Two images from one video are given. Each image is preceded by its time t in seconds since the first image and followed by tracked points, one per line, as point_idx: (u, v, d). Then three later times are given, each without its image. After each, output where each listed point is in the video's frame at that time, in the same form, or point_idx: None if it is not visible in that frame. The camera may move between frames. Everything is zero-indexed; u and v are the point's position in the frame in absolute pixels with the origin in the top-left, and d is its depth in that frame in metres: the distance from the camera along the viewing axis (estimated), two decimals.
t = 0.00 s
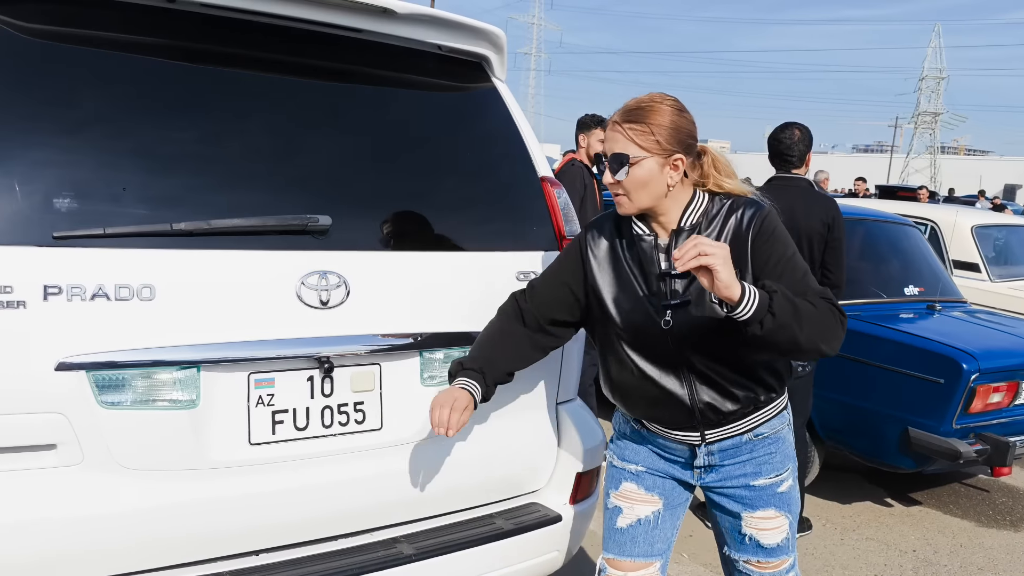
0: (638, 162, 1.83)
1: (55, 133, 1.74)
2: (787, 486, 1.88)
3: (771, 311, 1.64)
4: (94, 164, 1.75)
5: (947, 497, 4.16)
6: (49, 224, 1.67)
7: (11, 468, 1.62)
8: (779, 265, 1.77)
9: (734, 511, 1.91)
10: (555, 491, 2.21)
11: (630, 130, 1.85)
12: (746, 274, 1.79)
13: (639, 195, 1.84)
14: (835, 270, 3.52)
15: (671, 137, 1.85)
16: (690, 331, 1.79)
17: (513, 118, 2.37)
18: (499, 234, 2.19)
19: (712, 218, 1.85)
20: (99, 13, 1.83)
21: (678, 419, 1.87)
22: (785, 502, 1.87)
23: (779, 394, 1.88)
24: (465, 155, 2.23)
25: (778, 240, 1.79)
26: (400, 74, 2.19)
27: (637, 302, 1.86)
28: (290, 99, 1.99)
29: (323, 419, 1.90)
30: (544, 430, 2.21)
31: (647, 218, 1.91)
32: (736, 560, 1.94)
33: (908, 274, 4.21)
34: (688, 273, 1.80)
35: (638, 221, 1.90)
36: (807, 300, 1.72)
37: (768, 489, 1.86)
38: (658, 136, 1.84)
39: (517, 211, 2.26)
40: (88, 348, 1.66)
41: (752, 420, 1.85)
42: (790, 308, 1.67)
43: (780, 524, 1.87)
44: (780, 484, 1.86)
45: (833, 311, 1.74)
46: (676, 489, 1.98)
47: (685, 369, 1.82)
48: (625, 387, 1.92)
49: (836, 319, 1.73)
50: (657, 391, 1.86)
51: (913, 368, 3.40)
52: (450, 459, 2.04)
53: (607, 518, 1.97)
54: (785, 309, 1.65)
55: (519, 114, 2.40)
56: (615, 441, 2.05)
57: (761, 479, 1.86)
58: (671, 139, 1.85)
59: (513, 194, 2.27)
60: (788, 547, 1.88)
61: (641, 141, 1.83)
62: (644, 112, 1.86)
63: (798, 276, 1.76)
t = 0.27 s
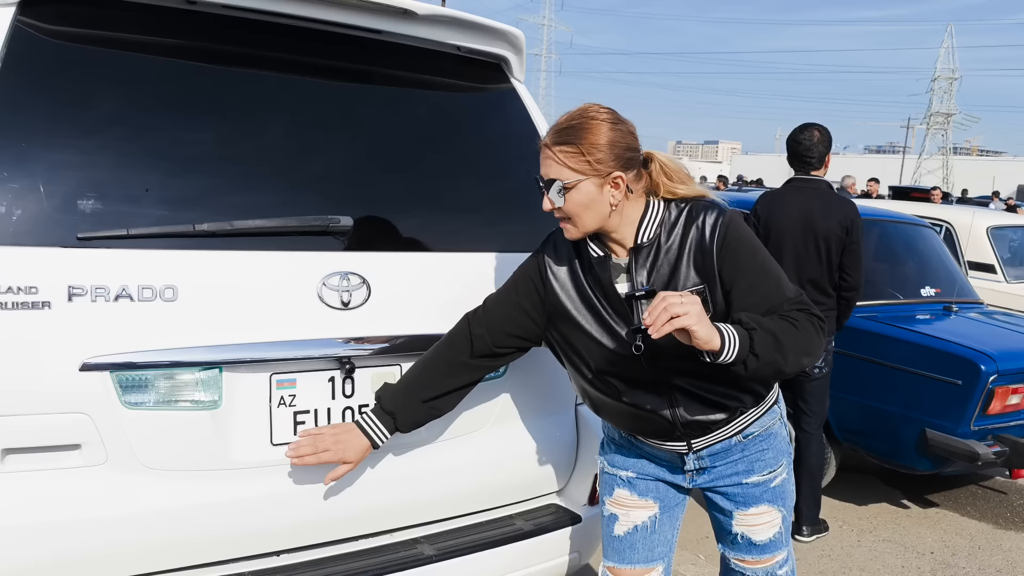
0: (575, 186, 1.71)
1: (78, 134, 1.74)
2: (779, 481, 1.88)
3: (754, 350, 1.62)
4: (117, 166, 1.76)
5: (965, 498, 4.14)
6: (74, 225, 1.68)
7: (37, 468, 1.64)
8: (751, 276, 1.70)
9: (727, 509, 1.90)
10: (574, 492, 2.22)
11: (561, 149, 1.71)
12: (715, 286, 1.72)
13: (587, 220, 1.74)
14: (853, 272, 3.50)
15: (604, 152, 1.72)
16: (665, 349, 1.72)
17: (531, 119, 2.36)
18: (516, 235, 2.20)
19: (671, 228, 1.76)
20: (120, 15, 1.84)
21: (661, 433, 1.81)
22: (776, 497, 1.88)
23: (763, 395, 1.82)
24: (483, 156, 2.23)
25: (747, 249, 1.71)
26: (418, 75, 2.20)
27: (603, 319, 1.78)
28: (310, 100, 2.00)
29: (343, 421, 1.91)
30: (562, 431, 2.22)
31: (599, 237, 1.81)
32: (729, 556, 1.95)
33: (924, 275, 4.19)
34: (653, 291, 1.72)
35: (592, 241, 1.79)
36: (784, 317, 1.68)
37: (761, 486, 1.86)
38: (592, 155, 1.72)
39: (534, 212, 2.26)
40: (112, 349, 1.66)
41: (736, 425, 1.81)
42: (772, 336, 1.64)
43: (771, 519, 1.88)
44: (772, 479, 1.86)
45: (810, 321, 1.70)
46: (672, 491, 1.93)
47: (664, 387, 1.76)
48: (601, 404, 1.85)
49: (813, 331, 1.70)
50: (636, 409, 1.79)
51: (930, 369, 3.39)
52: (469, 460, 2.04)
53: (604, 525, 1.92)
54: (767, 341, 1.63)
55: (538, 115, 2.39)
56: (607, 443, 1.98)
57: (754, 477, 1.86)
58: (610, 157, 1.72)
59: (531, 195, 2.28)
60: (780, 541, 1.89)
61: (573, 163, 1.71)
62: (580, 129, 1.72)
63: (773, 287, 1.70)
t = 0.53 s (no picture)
0: (581, 177, 1.66)
1: (100, 137, 1.75)
2: (783, 489, 1.79)
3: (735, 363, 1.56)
4: (139, 168, 1.77)
5: (981, 502, 4.12)
6: (97, 227, 1.69)
7: (60, 469, 1.64)
8: (744, 282, 1.61)
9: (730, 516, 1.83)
10: (592, 493, 2.22)
11: (569, 136, 1.66)
12: (709, 289, 1.64)
13: (589, 211, 1.68)
14: (867, 274, 3.48)
15: (611, 138, 1.67)
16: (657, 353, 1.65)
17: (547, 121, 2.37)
18: (533, 237, 2.20)
19: (670, 224, 1.69)
20: (142, 18, 1.85)
21: (656, 436, 1.75)
22: (781, 505, 1.79)
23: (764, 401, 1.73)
24: (501, 158, 2.23)
25: (744, 252, 1.62)
26: (436, 78, 2.20)
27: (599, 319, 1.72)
28: (329, 103, 2.01)
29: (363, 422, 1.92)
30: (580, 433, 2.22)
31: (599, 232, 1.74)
32: (733, 565, 1.87)
33: (939, 277, 4.18)
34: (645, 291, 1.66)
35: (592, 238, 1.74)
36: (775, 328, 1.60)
37: (763, 494, 1.78)
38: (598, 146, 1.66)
39: (551, 214, 2.26)
40: (134, 350, 1.67)
41: (736, 432, 1.73)
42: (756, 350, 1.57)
43: (776, 528, 1.79)
44: (776, 487, 1.77)
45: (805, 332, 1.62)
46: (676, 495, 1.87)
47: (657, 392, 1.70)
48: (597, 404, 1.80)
49: (805, 345, 1.61)
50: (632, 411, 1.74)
51: (945, 371, 3.37)
52: (486, 461, 2.04)
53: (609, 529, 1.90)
54: (750, 355, 1.57)
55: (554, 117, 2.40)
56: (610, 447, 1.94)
57: (756, 484, 1.77)
58: (615, 149, 1.67)
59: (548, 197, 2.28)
60: (785, 551, 1.80)
61: (580, 153, 1.66)
62: (586, 119, 1.67)
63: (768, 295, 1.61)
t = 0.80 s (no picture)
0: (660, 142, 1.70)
1: (107, 138, 1.75)
2: (795, 495, 1.76)
3: (744, 363, 1.55)
4: (145, 170, 1.77)
5: (986, 504, 4.11)
6: (104, 229, 1.69)
7: (67, 470, 1.65)
8: (762, 281, 1.60)
9: (742, 523, 1.80)
10: (596, 496, 2.22)
11: (651, 103, 1.71)
12: (729, 286, 1.63)
13: (651, 179, 1.67)
14: (870, 276, 3.49)
15: (683, 121, 1.75)
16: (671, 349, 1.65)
17: (553, 124, 2.38)
18: (538, 239, 2.20)
19: (702, 214, 1.69)
20: (149, 21, 1.86)
21: (665, 434, 1.74)
22: (792, 512, 1.76)
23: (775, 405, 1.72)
24: (505, 160, 2.24)
25: (766, 251, 1.61)
26: (442, 80, 2.21)
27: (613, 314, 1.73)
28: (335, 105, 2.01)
29: (369, 424, 1.91)
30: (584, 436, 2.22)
31: (642, 213, 1.73)
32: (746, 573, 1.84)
33: (943, 278, 4.18)
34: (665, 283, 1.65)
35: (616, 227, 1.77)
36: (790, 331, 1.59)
37: (774, 500, 1.76)
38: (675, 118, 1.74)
39: (556, 216, 2.27)
40: (140, 352, 1.68)
41: (747, 435, 1.72)
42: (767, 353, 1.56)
43: (789, 535, 1.76)
44: (787, 493, 1.75)
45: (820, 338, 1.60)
46: (684, 502, 1.87)
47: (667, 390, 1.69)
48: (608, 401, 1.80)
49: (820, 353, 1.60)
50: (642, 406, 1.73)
51: (951, 373, 3.37)
52: (491, 463, 2.05)
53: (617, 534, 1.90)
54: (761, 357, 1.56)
55: (559, 119, 2.40)
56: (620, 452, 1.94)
57: (767, 490, 1.75)
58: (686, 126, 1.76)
59: (553, 199, 2.28)
60: (800, 560, 1.77)
61: (659, 121, 1.71)
62: (670, 93, 1.75)
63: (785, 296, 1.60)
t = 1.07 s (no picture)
0: (768, 138, 1.62)
1: (106, 141, 1.75)
2: (836, 518, 1.63)
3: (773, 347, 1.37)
4: (145, 173, 1.77)
5: (986, 506, 4.12)
6: (103, 232, 1.69)
7: (65, 473, 1.65)
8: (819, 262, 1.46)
9: (777, 542, 1.68)
10: (595, 499, 2.22)
11: (762, 97, 1.63)
12: (791, 270, 1.51)
13: (749, 169, 1.58)
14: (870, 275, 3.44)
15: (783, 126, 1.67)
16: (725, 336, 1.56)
17: (552, 126, 2.38)
18: (538, 240, 2.20)
19: (786, 207, 1.57)
20: (149, 24, 1.86)
21: (708, 431, 1.65)
22: (833, 535, 1.62)
23: (829, 412, 1.60)
24: (504, 162, 2.24)
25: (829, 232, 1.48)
26: (441, 83, 2.21)
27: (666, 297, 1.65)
28: (334, 108, 2.01)
29: (367, 426, 1.91)
30: (583, 438, 2.23)
31: (724, 203, 1.62)
32: None
33: (943, 280, 4.18)
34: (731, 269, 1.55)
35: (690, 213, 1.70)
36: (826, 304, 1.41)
37: (813, 520, 1.63)
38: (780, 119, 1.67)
39: (556, 218, 2.26)
40: (138, 355, 1.68)
41: (793, 443, 1.60)
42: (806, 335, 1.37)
43: (827, 560, 1.63)
44: (827, 514, 1.62)
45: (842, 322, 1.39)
46: (718, 514, 1.77)
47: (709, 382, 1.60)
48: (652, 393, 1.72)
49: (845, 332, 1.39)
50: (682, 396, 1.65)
51: (951, 375, 3.37)
52: (490, 466, 2.05)
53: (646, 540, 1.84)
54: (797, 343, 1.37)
55: (558, 122, 2.41)
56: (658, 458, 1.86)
57: (806, 509, 1.63)
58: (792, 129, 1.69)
59: (553, 201, 2.28)
60: None
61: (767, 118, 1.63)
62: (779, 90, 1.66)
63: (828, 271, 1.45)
